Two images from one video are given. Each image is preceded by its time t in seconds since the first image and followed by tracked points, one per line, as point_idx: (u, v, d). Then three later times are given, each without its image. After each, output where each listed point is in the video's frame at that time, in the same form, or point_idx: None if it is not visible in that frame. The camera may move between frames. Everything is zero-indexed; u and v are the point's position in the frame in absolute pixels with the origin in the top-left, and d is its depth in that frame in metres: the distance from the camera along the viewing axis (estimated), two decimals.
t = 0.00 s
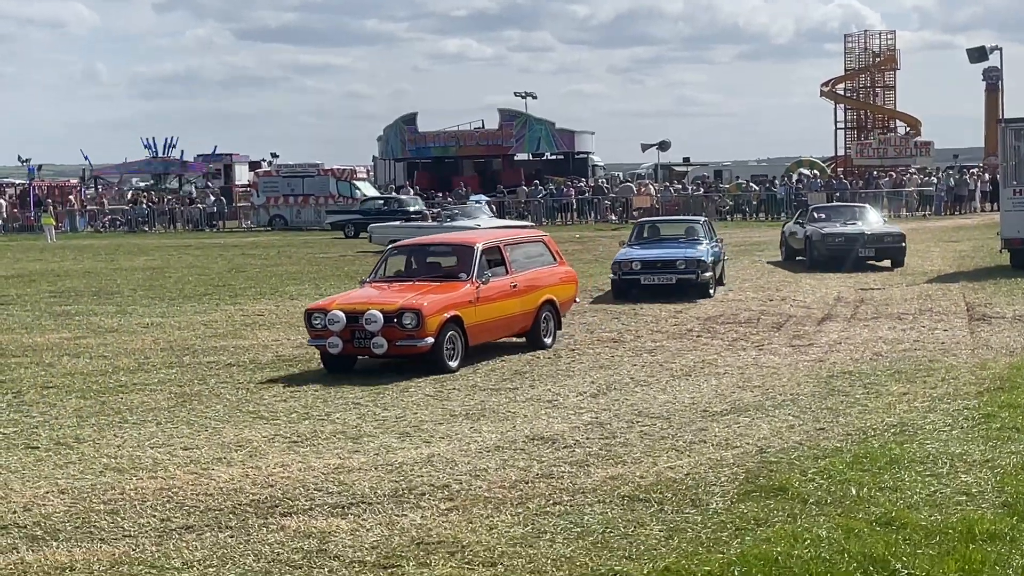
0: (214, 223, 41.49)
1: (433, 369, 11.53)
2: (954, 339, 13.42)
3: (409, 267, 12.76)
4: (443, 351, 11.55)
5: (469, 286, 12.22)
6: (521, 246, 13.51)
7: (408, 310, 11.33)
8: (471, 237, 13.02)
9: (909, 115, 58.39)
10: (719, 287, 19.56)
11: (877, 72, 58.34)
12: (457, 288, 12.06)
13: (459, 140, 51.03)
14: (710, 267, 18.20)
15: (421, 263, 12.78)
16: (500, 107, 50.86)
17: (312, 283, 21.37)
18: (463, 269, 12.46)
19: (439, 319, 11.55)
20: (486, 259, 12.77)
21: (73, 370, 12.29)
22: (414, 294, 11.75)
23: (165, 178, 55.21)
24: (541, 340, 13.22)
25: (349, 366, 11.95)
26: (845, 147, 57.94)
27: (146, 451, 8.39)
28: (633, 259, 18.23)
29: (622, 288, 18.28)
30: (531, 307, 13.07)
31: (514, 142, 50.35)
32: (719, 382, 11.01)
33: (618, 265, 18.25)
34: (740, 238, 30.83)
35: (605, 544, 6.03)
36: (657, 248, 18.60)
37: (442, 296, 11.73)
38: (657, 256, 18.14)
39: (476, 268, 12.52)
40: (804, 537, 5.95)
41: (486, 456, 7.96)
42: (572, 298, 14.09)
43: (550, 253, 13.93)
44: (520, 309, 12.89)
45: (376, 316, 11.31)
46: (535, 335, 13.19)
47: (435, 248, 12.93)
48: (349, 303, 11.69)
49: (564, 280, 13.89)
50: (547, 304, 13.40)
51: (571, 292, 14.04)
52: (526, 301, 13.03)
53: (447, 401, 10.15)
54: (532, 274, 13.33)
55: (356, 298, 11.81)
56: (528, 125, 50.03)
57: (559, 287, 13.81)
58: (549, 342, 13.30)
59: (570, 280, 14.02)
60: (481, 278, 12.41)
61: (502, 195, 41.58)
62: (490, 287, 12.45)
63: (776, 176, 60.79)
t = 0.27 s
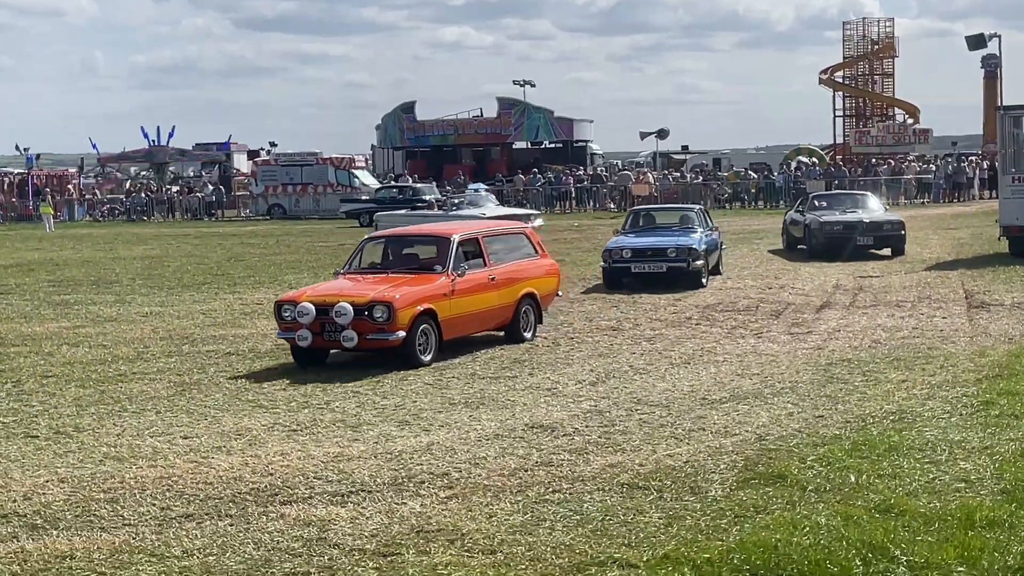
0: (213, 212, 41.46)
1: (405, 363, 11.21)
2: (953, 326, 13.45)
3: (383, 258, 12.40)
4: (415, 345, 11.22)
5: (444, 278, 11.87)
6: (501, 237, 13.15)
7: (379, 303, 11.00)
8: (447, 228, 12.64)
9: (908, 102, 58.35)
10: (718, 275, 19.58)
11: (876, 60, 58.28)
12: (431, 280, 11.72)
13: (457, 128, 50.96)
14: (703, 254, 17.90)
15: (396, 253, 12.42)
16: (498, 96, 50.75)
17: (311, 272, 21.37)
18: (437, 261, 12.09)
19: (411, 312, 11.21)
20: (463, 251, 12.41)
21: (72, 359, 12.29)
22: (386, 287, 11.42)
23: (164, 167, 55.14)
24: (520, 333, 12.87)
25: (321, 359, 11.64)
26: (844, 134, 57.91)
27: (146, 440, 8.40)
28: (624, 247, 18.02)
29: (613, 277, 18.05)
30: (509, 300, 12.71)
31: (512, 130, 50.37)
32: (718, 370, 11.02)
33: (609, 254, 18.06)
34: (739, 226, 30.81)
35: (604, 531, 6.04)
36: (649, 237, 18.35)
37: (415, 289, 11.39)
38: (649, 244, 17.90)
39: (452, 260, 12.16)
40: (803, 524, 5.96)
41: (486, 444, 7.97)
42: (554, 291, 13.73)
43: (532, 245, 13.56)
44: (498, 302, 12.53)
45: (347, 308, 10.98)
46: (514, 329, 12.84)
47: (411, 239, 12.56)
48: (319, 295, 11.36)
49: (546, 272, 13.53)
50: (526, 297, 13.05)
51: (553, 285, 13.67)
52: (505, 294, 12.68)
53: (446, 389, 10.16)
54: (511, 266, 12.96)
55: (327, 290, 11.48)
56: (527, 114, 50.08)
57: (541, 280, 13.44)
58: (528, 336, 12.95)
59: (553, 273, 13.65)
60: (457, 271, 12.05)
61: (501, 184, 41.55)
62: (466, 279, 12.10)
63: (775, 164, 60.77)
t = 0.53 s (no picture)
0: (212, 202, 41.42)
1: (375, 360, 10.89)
2: (952, 315, 13.44)
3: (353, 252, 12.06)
4: (385, 340, 10.90)
5: (415, 272, 11.54)
6: (477, 228, 12.82)
7: (347, 297, 10.67)
8: (419, 221, 12.31)
9: (907, 91, 58.26)
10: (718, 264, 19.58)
11: (875, 49, 58.17)
12: (402, 274, 11.39)
13: (455, 118, 50.83)
14: (694, 246, 17.57)
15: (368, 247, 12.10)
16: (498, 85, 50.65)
17: (310, 262, 21.36)
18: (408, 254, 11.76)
19: (380, 307, 10.88)
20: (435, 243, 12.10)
21: (70, 349, 12.28)
22: (356, 281, 11.08)
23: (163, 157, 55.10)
24: (497, 327, 12.56)
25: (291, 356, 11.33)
26: (844, 123, 57.82)
27: (145, 430, 8.40)
28: (614, 240, 17.74)
29: (604, 269, 17.78)
30: (485, 293, 12.40)
31: (511, 119, 50.18)
32: (717, 360, 11.02)
33: (599, 247, 17.79)
34: (738, 215, 30.79)
35: (603, 522, 6.04)
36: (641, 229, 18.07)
37: (385, 283, 11.06)
38: (640, 236, 17.59)
39: (424, 254, 11.83)
40: (801, 514, 5.96)
41: (485, 434, 7.96)
42: (534, 282, 13.39)
43: (509, 236, 13.24)
44: (473, 295, 12.21)
45: (313, 304, 10.65)
46: (491, 322, 12.54)
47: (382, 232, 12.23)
48: (286, 290, 11.02)
49: (525, 263, 13.21)
50: (504, 289, 12.73)
51: (533, 277, 13.34)
52: (481, 285, 12.34)
53: (445, 379, 10.15)
54: (488, 258, 12.64)
55: (295, 285, 11.14)
56: (526, 103, 49.85)
57: (520, 271, 13.11)
58: (505, 329, 12.64)
59: (532, 263, 13.31)
60: (429, 264, 11.73)
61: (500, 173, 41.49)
62: (438, 272, 11.77)
63: (774, 153, 60.71)
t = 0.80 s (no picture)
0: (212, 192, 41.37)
1: (343, 360, 10.50)
2: (952, 306, 13.43)
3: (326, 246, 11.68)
4: (354, 339, 10.51)
5: (388, 268, 11.14)
6: (456, 223, 12.41)
7: (314, 295, 10.29)
8: (395, 215, 11.91)
9: (908, 81, 58.16)
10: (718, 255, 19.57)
11: (876, 39, 58.05)
12: (373, 270, 10.99)
13: (456, 109, 50.88)
14: (688, 237, 17.08)
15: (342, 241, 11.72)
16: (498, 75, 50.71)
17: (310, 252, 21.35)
18: (381, 249, 11.35)
19: (349, 305, 10.50)
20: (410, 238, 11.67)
21: (71, 340, 12.27)
22: (325, 277, 10.70)
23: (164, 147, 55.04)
24: (476, 325, 12.15)
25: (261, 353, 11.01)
26: (844, 113, 57.72)
27: (145, 421, 8.40)
28: (606, 232, 17.29)
29: (596, 262, 17.41)
30: (463, 291, 11.98)
31: (512, 110, 50.20)
32: (718, 351, 11.02)
33: (590, 240, 17.35)
34: (738, 205, 30.75)
35: (603, 514, 6.04)
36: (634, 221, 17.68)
37: (355, 280, 10.67)
38: (632, 228, 17.14)
39: (398, 249, 11.42)
40: (801, 507, 5.95)
41: (485, 426, 7.96)
42: (515, 279, 12.97)
43: (491, 231, 12.82)
44: (449, 293, 11.79)
45: (279, 301, 10.30)
46: (469, 320, 12.12)
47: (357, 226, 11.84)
48: (255, 285, 10.69)
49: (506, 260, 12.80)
50: (483, 286, 12.32)
51: (514, 274, 12.92)
52: (458, 282, 11.92)
53: (445, 370, 10.15)
54: (466, 254, 12.22)
55: (264, 280, 10.80)
56: (527, 93, 49.81)
57: (499, 268, 12.70)
58: (485, 328, 12.23)
59: (513, 260, 12.90)
60: (403, 260, 11.32)
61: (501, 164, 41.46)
62: (412, 268, 11.36)
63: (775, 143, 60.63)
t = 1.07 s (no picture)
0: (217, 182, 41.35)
1: (310, 361, 10.13)
2: (956, 298, 13.39)
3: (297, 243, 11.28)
4: (322, 340, 10.13)
5: (359, 266, 10.75)
6: (433, 219, 12.02)
7: (279, 294, 9.91)
8: (369, 211, 11.53)
9: (914, 72, 58.00)
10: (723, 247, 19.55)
11: (882, 30, 57.87)
12: (342, 268, 10.60)
13: (462, 99, 50.96)
14: (685, 230, 16.87)
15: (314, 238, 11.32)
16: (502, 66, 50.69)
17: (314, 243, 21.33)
18: (353, 246, 10.97)
19: (317, 305, 10.11)
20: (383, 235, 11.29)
21: (75, 331, 12.26)
22: (292, 275, 10.31)
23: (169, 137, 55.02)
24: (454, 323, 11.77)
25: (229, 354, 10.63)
26: (850, 105, 57.58)
27: (150, 412, 8.41)
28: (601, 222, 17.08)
29: (591, 253, 17.17)
30: (439, 288, 11.60)
31: (517, 100, 50.16)
32: (722, 343, 11.01)
33: (585, 230, 17.15)
34: (743, 196, 30.70)
35: (607, 506, 6.03)
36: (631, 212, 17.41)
37: (323, 279, 10.28)
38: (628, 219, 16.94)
39: (370, 246, 11.04)
40: (805, 499, 5.95)
41: (489, 417, 7.96)
42: (495, 276, 12.59)
43: (470, 226, 12.44)
44: (424, 291, 11.41)
45: (243, 301, 9.91)
46: (448, 319, 11.74)
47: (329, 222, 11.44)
48: (220, 284, 10.30)
49: (486, 255, 12.41)
50: (462, 283, 11.93)
51: (494, 269, 12.54)
52: (434, 280, 11.54)
53: (449, 361, 10.15)
54: (444, 250, 11.84)
55: (230, 278, 10.41)
56: (531, 83, 49.66)
57: (478, 263, 12.32)
58: (464, 326, 11.85)
59: (493, 255, 12.52)
60: (375, 257, 10.94)
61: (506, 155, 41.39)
62: (384, 266, 10.97)
63: (781, 135, 60.50)
